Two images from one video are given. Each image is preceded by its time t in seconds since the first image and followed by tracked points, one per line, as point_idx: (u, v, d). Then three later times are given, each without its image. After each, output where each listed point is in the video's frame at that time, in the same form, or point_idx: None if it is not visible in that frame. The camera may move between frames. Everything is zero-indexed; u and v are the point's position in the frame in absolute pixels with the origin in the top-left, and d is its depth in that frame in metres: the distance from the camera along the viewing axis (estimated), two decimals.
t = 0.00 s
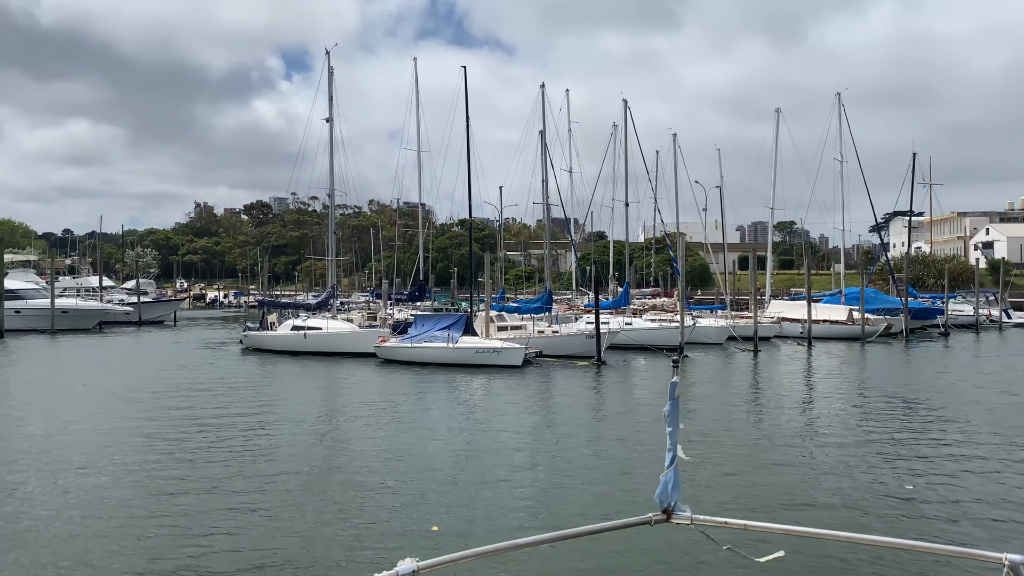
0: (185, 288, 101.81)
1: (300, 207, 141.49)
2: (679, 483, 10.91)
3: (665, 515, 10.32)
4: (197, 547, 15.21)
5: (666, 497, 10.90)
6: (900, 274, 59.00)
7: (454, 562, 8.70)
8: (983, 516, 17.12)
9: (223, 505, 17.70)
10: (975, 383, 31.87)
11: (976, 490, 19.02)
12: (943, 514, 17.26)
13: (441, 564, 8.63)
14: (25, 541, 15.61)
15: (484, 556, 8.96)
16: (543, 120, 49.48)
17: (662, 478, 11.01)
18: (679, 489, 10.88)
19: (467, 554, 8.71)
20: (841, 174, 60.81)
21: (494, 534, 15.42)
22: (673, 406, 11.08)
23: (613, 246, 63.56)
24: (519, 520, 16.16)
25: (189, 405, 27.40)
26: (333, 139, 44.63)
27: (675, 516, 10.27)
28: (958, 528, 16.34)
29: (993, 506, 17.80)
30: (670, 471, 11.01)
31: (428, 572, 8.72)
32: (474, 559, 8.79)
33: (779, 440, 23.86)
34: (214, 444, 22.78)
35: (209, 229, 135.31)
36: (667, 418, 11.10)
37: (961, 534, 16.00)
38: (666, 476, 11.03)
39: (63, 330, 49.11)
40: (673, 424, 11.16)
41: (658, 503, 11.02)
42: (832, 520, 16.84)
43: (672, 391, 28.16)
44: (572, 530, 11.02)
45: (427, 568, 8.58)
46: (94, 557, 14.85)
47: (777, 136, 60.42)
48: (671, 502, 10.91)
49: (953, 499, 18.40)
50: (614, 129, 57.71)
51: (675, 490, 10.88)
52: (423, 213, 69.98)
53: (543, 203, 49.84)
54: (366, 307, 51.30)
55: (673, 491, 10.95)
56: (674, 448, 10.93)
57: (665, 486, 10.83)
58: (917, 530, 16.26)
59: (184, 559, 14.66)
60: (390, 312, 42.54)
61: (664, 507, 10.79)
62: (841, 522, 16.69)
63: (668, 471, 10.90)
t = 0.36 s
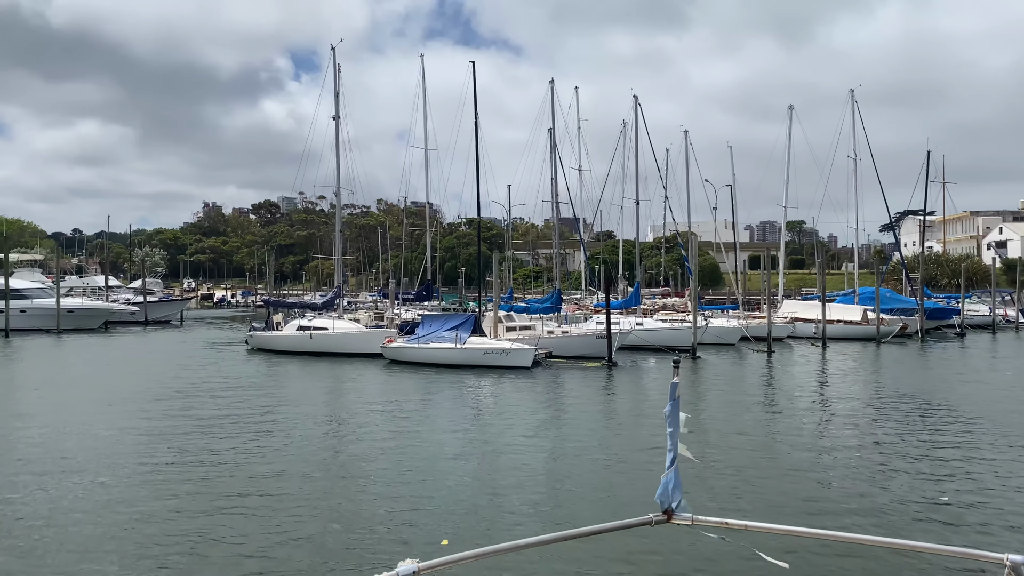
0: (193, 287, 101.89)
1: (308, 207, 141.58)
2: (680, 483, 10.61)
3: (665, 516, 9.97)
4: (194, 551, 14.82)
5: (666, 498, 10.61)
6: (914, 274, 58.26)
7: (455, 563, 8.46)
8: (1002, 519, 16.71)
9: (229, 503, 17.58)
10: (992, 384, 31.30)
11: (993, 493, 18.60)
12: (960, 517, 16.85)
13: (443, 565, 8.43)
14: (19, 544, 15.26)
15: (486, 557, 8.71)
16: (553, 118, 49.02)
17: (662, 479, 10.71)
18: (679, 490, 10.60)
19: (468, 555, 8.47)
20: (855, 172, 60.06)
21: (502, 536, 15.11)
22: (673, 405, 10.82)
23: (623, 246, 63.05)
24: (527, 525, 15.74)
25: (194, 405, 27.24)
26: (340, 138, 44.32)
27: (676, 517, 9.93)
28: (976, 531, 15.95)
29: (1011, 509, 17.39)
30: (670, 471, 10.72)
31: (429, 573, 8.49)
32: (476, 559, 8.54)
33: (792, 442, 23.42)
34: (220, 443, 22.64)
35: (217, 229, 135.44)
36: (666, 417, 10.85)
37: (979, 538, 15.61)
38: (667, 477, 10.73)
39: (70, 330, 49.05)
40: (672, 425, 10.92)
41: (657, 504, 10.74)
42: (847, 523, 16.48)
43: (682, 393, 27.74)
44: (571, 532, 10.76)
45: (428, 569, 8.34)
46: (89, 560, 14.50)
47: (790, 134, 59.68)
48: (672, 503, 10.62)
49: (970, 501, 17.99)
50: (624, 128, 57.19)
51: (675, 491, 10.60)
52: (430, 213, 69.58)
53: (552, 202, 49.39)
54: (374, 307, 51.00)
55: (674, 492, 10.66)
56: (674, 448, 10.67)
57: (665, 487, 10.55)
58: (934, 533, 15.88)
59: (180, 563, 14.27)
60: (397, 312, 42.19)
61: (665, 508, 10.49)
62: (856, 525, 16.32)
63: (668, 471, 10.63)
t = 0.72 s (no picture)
0: (201, 287, 101.91)
1: (316, 207, 141.61)
2: (679, 483, 10.50)
3: (664, 515, 9.87)
4: (195, 555, 14.47)
5: (665, 498, 10.50)
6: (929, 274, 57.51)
7: (452, 563, 8.58)
8: None
9: (235, 504, 17.42)
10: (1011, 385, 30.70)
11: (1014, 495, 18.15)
12: (982, 519, 16.40)
13: (441, 564, 8.57)
14: (18, 545, 14.97)
15: (485, 557, 8.83)
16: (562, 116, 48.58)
17: (661, 478, 10.58)
18: (678, 489, 10.49)
19: (468, 555, 8.57)
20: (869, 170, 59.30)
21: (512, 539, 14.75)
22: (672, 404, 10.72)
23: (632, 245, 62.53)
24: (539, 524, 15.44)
25: (200, 406, 27.04)
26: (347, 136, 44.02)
27: (675, 517, 9.83)
28: (998, 534, 15.52)
29: None
30: (669, 470, 10.58)
31: (427, 573, 8.66)
32: (474, 560, 8.68)
33: (807, 443, 22.95)
34: (226, 444, 22.44)
35: (225, 229, 135.58)
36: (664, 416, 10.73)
37: (1002, 541, 15.17)
38: (665, 475, 10.61)
39: (77, 331, 48.95)
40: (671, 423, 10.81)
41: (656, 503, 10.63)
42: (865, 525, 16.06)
43: (695, 396, 27.29)
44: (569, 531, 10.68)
45: (425, 569, 8.48)
46: (85, 564, 14.16)
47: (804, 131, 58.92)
48: (670, 502, 10.53)
49: (990, 503, 17.55)
50: (634, 126, 56.68)
51: (674, 491, 10.48)
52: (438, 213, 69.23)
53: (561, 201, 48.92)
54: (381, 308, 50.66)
55: (672, 491, 10.54)
56: (672, 447, 10.56)
57: (663, 486, 10.45)
58: (955, 536, 15.45)
59: (180, 568, 13.90)
60: (404, 312, 41.81)
61: (663, 507, 10.36)
62: (875, 528, 15.90)
63: (666, 470, 10.52)
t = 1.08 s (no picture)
0: (211, 288, 102.05)
1: (325, 208, 141.81)
2: (671, 482, 9.33)
3: (654, 516, 8.67)
4: (193, 562, 14.07)
5: (655, 498, 9.30)
6: (946, 275, 56.74)
7: (443, 565, 7.51)
8: None
9: (240, 504, 17.26)
10: None
11: None
12: (1006, 525, 15.96)
13: (432, 565, 7.55)
14: (12, 549, 14.61)
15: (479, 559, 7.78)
16: (573, 115, 48.11)
17: (651, 478, 9.42)
18: (671, 490, 9.27)
19: (460, 556, 7.53)
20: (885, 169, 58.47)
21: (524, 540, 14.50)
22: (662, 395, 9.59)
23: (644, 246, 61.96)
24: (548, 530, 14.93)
25: (207, 407, 26.86)
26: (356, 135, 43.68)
27: (666, 518, 8.63)
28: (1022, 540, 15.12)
29: None
30: (659, 470, 9.44)
31: (417, 574, 7.62)
32: (466, 561, 7.62)
33: (825, 445, 22.53)
34: (233, 445, 22.27)
35: (235, 229, 135.86)
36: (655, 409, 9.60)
37: None
38: (655, 475, 9.45)
39: (84, 332, 48.87)
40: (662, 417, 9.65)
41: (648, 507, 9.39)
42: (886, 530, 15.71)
43: (711, 400, 26.85)
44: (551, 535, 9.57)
45: (415, 571, 7.48)
46: (80, 570, 13.78)
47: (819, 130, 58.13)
48: (662, 503, 9.32)
49: (1014, 507, 17.11)
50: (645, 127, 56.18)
51: (666, 491, 9.27)
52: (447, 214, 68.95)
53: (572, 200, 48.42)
54: (391, 310, 50.32)
55: (665, 491, 9.34)
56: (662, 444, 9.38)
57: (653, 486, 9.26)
58: (980, 542, 15.04)
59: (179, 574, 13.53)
60: (413, 314, 41.47)
61: (654, 508, 9.21)
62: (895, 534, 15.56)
63: (657, 470, 9.32)
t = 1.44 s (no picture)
0: (223, 289, 102.31)
1: (337, 208, 141.98)
2: (670, 480, 8.73)
3: (653, 514, 8.09)
4: (195, 567, 13.69)
5: (655, 496, 8.71)
6: (966, 276, 55.81)
7: (441, 564, 7.12)
8: None
9: (248, 504, 17.16)
10: None
11: None
12: None
13: (431, 563, 7.12)
14: (11, 553, 14.30)
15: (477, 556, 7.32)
16: (587, 115, 47.54)
17: (650, 474, 8.81)
18: (671, 486, 8.69)
19: (459, 554, 7.09)
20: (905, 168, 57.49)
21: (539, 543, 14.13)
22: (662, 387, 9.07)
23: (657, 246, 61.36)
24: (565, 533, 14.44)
25: (217, 409, 26.72)
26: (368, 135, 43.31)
27: (665, 516, 8.09)
28: None
29: None
30: (658, 466, 8.84)
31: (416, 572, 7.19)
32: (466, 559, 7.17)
33: (847, 449, 22.02)
34: (244, 447, 22.15)
35: (247, 230, 136.27)
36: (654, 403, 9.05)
37: None
38: (655, 471, 8.84)
39: (95, 332, 48.92)
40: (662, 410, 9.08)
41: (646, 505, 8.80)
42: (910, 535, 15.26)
43: (729, 404, 26.37)
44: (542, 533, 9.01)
45: (414, 569, 7.06)
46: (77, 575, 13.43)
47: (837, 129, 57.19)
48: (661, 502, 8.75)
49: None
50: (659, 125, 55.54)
51: (666, 488, 8.69)
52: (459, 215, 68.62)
53: (585, 200, 47.91)
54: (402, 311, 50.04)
55: (665, 489, 8.75)
56: (662, 438, 8.80)
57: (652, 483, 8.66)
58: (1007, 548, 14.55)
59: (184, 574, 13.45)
60: (425, 315, 41.14)
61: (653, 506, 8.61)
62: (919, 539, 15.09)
63: (656, 465, 8.73)
